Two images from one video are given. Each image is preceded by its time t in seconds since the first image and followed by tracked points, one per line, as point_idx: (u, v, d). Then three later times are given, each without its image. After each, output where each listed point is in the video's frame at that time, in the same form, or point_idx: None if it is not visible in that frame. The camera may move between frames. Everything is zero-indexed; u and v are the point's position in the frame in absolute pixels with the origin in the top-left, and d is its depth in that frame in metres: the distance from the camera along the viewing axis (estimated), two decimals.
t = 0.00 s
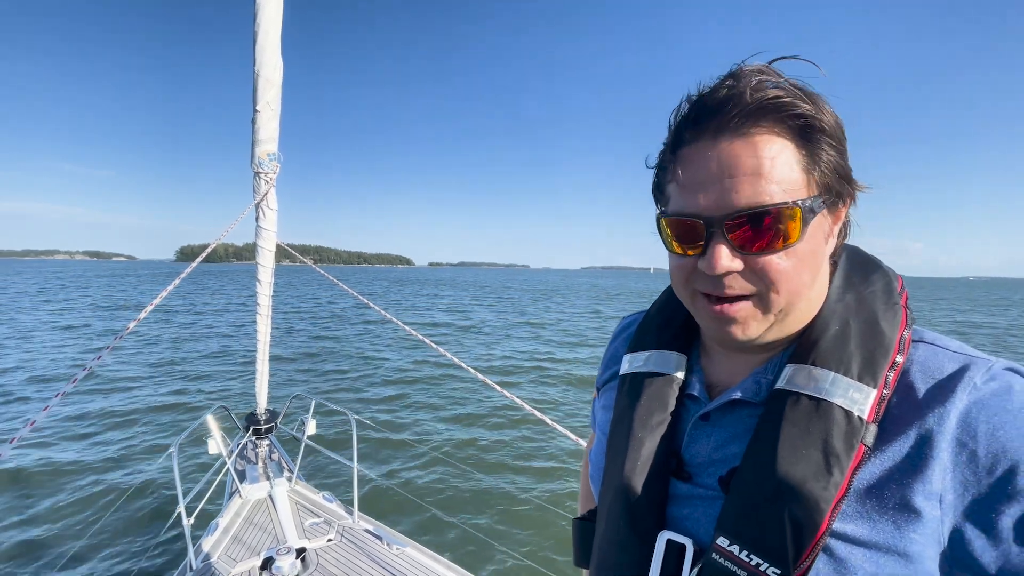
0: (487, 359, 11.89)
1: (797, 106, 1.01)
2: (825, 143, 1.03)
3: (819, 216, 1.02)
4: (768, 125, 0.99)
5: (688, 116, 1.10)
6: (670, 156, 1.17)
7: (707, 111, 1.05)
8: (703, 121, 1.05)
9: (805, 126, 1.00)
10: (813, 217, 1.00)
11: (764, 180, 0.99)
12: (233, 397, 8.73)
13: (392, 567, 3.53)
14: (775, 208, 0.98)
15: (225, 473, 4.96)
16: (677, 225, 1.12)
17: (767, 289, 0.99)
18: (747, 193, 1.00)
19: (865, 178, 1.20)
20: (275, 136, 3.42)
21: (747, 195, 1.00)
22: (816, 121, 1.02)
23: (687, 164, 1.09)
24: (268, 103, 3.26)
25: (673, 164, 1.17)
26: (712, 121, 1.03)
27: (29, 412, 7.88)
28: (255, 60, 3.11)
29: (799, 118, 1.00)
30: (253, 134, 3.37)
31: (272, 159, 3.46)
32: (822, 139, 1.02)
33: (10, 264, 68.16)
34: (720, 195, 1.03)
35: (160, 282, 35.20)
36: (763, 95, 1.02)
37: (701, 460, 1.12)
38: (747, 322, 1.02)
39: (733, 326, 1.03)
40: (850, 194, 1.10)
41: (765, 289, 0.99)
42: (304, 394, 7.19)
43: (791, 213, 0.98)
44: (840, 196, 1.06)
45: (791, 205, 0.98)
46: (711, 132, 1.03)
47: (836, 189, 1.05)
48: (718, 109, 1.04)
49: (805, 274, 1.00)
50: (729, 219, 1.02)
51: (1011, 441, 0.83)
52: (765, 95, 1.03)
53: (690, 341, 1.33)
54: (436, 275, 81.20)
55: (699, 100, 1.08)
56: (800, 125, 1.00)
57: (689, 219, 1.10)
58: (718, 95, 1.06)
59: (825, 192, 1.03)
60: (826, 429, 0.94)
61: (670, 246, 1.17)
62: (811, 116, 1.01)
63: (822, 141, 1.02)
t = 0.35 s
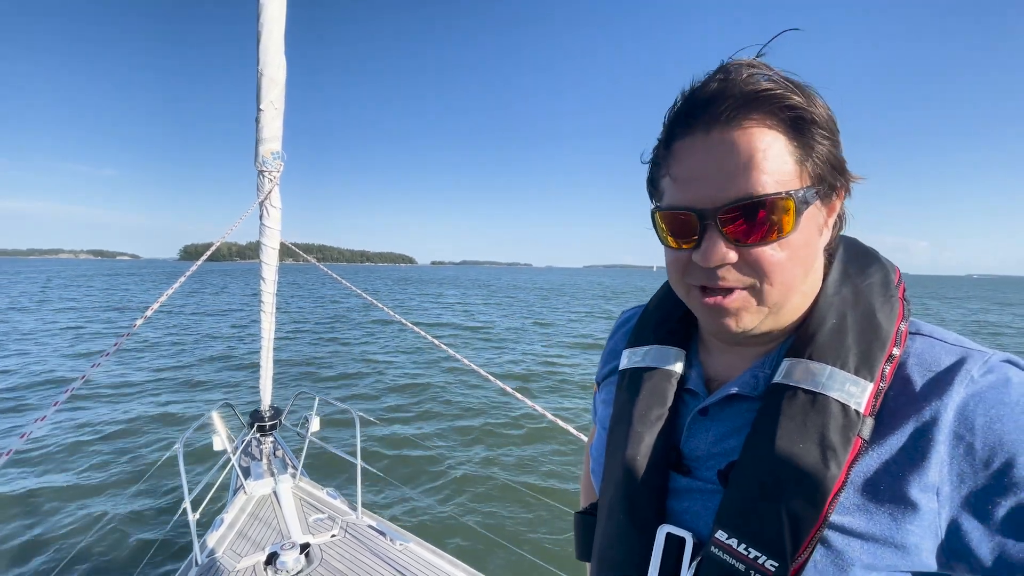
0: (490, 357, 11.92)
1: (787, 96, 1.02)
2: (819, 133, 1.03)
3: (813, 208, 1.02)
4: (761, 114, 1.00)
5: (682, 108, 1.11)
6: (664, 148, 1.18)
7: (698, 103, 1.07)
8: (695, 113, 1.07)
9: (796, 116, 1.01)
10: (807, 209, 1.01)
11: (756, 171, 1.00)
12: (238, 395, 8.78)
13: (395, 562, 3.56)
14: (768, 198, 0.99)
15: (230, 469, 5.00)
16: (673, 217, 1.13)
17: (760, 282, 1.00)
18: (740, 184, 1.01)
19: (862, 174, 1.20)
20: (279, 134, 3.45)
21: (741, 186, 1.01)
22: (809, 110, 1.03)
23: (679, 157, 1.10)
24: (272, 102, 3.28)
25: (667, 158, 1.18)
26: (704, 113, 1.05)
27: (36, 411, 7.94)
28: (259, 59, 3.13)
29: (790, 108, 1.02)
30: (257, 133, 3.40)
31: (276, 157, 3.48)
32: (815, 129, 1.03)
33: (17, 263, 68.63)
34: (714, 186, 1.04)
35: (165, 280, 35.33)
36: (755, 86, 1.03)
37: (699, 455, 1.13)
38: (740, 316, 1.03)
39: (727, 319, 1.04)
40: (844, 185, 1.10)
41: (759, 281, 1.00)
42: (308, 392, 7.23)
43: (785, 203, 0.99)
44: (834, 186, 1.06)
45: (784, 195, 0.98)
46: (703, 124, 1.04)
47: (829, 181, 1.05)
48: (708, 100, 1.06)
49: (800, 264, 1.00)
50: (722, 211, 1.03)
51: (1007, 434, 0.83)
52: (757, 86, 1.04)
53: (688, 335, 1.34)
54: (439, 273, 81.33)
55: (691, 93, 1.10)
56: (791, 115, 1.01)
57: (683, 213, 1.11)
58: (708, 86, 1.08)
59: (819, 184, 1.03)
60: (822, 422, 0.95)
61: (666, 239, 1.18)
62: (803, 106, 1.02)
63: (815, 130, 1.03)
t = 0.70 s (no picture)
0: (493, 356, 11.97)
1: (820, 82, 1.15)
2: (835, 124, 1.17)
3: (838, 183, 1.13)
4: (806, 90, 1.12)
5: (729, 77, 1.15)
6: (699, 120, 1.19)
7: (748, 70, 1.13)
8: (747, 82, 1.12)
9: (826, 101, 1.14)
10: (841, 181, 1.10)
11: (806, 138, 1.08)
12: (243, 394, 8.86)
13: (398, 558, 3.61)
14: (822, 163, 1.06)
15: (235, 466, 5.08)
16: (724, 180, 1.10)
17: (815, 244, 1.02)
18: (797, 145, 1.07)
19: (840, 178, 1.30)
20: (283, 135, 3.50)
21: (797, 147, 1.07)
22: (831, 101, 1.17)
23: (733, 117, 1.11)
24: (276, 103, 3.34)
25: (702, 129, 1.19)
26: (758, 78, 1.11)
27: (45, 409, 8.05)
28: (264, 61, 3.19)
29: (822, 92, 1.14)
30: (262, 134, 3.45)
31: (281, 158, 3.54)
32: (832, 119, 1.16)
33: (24, 263, 69.19)
34: (775, 146, 1.07)
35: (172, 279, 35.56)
36: (797, 67, 1.14)
37: (688, 444, 1.18)
38: (797, 278, 1.02)
39: (784, 280, 1.02)
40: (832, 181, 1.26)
41: (814, 243, 1.02)
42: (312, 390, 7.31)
43: (832, 170, 1.06)
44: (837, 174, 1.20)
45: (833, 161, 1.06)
46: (759, 89, 1.10)
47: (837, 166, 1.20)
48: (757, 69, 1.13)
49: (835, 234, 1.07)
50: (786, 170, 1.05)
51: (979, 421, 0.87)
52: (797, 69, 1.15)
53: (677, 330, 1.39)
54: (443, 272, 81.42)
55: (733, 65, 1.17)
56: (823, 100, 1.14)
57: (738, 173, 1.09)
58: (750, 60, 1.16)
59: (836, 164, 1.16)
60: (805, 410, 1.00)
61: (702, 209, 1.13)
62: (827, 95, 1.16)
63: (834, 121, 1.17)
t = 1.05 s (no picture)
0: (494, 355, 11.98)
1: (805, 87, 1.16)
2: (819, 130, 1.18)
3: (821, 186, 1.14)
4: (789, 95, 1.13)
5: (714, 83, 1.17)
6: (684, 124, 1.22)
7: (731, 75, 1.15)
8: (731, 86, 1.14)
9: (810, 107, 1.16)
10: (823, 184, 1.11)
11: (789, 143, 1.10)
12: (245, 392, 8.92)
13: (398, 557, 3.64)
14: (803, 167, 1.07)
15: (237, 464, 5.11)
16: (705, 184, 1.13)
17: (796, 247, 1.04)
18: (778, 149, 1.09)
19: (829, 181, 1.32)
20: (284, 135, 3.53)
21: (778, 152, 1.09)
22: (816, 107, 1.18)
23: (715, 121, 1.14)
24: (278, 102, 3.36)
25: (688, 134, 1.21)
26: (742, 84, 1.12)
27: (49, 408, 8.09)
28: (266, 61, 3.21)
29: (807, 99, 1.16)
30: (263, 134, 3.48)
31: (282, 157, 3.57)
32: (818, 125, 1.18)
33: (29, 262, 69.44)
34: (757, 151, 1.09)
35: (176, 278, 35.69)
36: (781, 73, 1.16)
37: (677, 441, 1.20)
38: (776, 281, 1.04)
39: (763, 282, 1.04)
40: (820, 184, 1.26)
41: (795, 246, 1.04)
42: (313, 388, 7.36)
43: (813, 174, 1.08)
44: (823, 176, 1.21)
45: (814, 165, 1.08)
46: (742, 95, 1.12)
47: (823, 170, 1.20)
48: (741, 73, 1.15)
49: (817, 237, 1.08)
50: (767, 174, 1.07)
51: (958, 417, 0.89)
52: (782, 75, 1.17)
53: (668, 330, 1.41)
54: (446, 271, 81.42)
55: (718, 68, 1.19)
56: (807, 106, 1.16)
57: (720, 177, 1.11)
58: (735, 64, 1.17)
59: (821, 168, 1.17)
60: (789, 407, 1.02)
61: (687, 211, 1.16)
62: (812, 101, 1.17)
63: (818, 125, 1.18)
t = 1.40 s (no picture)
0: (495, 353, 11.98)
1: (818, 82, 1.14)
2: (833, 125, 1.16)
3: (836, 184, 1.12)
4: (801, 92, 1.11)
5: (725, 80, 1.15)
6: (697, 122, 1.20)
7: (743, 72, 1.13)
8: (742, 84, 1.12)
9: (824, 103, 1.13)
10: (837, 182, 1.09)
11: (799, 142, 1.08)
12: (246, 390, 8.92)
13: (400, 556, 3.64)
14: (813, 165, 1.05)
15: (239, 462, 5.12)
16: (714, 182, 1.12)
17: (805, 246, 1.02)
18: (789, 148, 1.07)
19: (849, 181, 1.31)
20: (286, 131, 3.51)
21: (790, 150, 1.07)
22: (830, 103, 1.16)
23: (727, 119, 1.12)
24: (279, 99, 3.35)
25: (698, 133, 1.20)
26: (753, 81, 1.10)
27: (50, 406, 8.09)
28: (267, 57, 3.20)
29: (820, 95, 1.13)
30: (264, 131, 3.47)
31: (283, 154, 3.56)
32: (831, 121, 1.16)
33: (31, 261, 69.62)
34: (768, 149, 1.07)
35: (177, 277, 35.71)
36: (793, 69, 1.13)
37: (688, 436, 1.19)
38: (785, 280, 1.03)
39: (773, 282, 1.03)
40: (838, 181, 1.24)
41: (804, 245, 1.02)
42: (315, 386, 7.36)
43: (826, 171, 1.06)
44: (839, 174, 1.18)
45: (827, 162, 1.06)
46: (752, 93, 1.10)
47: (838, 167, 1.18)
48: (753, 71, 1.13)
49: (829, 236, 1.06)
50: (776, 173, 1.05)
51: (974, 413, 0.88)
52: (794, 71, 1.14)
53: (681, 327, 1.40)
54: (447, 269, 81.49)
55: (731, 66, 1.17)
56: (821, 101, 1.13)
57: (729, 177, 1.10)
58: (748, 61, 1.16)
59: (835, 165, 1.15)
60: (802, 402, 1.01)
61: (696, 211, 1.15)
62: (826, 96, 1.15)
63: (832, 122, 1.16)
